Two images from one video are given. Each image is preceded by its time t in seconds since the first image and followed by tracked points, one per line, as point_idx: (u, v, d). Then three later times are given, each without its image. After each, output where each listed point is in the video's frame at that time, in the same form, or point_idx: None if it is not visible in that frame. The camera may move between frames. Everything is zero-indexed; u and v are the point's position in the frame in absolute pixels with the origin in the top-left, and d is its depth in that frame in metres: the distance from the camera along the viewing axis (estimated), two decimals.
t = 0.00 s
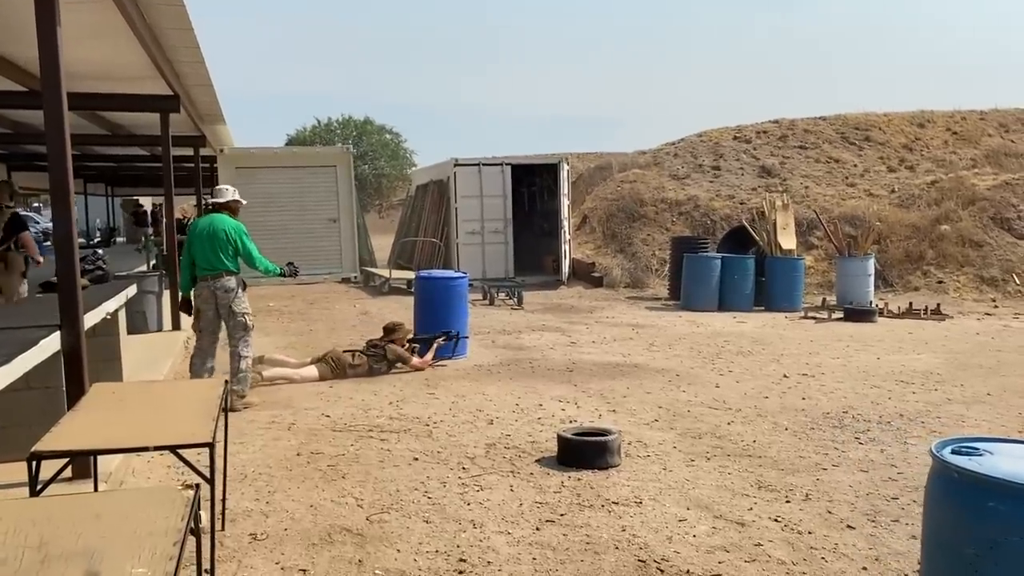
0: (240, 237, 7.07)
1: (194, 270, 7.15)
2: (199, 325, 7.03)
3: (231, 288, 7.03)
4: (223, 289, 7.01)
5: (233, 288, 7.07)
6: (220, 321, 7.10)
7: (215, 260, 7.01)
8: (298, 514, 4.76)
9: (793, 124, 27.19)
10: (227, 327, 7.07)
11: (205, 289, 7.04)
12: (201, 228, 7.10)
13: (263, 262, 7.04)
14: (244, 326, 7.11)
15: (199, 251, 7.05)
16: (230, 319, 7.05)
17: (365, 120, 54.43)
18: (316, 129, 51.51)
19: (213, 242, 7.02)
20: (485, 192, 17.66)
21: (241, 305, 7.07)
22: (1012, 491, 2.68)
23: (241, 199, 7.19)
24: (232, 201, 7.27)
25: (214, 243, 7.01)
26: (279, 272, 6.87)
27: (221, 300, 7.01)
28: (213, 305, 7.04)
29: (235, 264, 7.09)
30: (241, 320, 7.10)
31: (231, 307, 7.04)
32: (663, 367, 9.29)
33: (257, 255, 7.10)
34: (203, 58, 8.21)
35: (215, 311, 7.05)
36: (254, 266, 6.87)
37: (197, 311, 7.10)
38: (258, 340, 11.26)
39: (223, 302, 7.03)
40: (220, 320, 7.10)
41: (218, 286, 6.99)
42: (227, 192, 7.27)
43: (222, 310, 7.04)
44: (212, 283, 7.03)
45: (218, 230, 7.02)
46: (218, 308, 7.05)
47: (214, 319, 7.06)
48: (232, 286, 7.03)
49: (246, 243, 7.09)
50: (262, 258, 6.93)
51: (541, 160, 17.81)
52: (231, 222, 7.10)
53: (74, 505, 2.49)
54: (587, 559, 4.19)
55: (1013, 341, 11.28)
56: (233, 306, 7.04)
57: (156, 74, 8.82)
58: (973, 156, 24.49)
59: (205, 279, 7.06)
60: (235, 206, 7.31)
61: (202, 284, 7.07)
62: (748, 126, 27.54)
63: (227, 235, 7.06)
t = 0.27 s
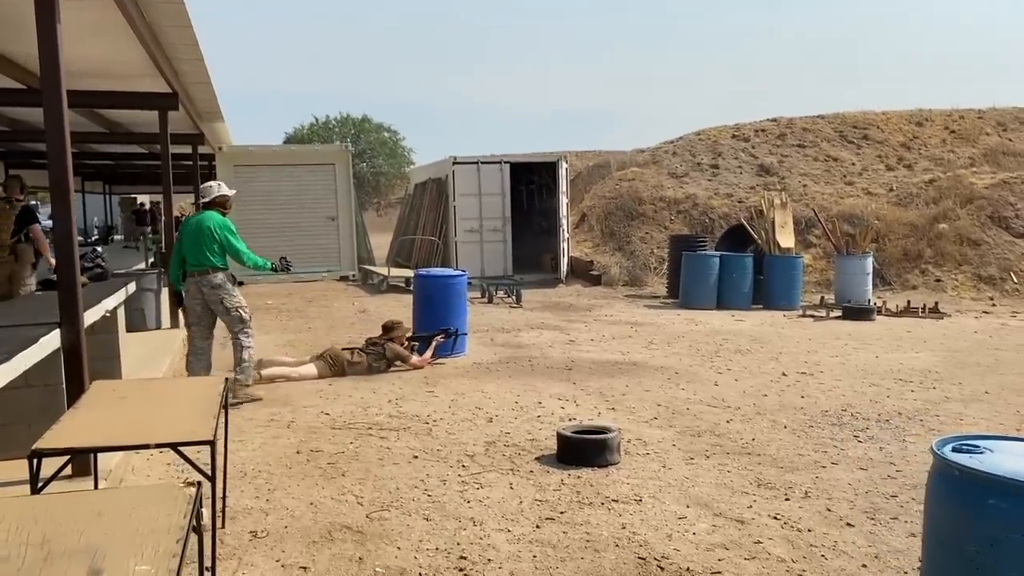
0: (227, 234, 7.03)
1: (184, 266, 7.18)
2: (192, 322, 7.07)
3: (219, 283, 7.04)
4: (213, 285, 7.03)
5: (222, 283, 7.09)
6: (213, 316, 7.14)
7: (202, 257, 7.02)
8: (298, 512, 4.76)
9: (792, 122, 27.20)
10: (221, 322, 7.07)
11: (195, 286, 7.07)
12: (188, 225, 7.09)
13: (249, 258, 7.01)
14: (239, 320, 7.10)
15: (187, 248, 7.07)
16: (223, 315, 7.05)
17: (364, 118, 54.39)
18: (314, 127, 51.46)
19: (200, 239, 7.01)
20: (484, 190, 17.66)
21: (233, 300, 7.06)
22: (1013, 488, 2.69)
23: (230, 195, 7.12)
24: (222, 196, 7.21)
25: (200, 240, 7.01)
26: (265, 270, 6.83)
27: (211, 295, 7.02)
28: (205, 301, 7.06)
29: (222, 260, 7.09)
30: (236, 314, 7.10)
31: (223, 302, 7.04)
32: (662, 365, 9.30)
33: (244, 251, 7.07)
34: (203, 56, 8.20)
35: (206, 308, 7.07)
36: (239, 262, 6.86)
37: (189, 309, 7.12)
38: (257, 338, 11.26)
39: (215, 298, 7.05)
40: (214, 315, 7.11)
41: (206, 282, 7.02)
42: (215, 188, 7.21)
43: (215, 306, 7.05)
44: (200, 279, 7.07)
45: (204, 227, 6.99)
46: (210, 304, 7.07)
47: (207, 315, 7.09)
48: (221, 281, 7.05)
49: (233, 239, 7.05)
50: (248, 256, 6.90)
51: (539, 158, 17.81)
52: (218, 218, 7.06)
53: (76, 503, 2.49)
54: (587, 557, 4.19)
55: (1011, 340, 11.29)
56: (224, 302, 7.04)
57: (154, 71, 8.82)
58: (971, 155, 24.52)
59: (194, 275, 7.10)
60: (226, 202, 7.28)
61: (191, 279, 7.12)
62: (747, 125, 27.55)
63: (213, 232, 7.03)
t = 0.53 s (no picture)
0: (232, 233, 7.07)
1: (189, 265, 7.19)
2: (194, 320, 7.08)
3: (224, 283, 7.06)
4: (218, 285, 7.05)
5: (227, 283, 7.10)
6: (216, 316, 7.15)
7: (208, 257, 7.03)
8: (298, 510, 4.76)
9: (791, 121, 27.20)
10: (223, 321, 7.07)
11: (200, 285, 7.09)
12: (193, 223, 7.09)
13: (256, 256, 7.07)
14: (241, 320, 7.11)
15: (192, 247, 7.07)
16: (226, 314, 7.06)
17: (363, 116, 54.35)
18: (313, 126, 51.40)
19: (205, 239, 7.03)
20: (483, 189, 17.66)
21: (237, 299, 7.08)
22: (1013, 485, 2.70)
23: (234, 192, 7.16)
24: (223, 194, 7.24)
25: (206, 240, 7.02)
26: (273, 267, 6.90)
27: (215, 295, 7.04)
28: (208, 301, 7.08)
29: (229, 258, 7.11)
30: (237, 314, 7.10)
31: (227, 302, 7.06)
32: (662, 363, 9.31)
33: (249, 249, 7.12)
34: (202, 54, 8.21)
35: (209, 307, 7.08)
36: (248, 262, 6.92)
37: (192, 307, 7.14)
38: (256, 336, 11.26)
39: (219, 297, 7.06)
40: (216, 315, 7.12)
41: (211, 281, 7.03)
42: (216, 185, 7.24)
43: (218, 305, 7.06)
44: (206, 278, 7.08)
45: (209, 226, 7.02)
46: (213, 303, 7.08)
47: (210, 315, 7.10)
48: (226, 281, 7.07)
49: (238, 237, 7.09)
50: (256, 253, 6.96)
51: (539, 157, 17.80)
52: (222, 217, 7.10)
53: (77, 499, 2.49)
54: (587, 555, 4.20)
55: (1010, 338, 11.31)
56: (228, 301, 7.05)
57: (154, 69, 8.82)
58: (970, 154, 24.53)
59: (199, 274, 7.11)
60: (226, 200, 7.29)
61: (196, 279, 7.12)
62: (746, 124, 27.55)
63: (218, 231, 7.06)
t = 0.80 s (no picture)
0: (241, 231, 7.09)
1: (198, 263, 7.19)
2: (203, 315, 7.11)
3: (234, 279, 7.05)
4: (228, 280, 7.04)
5: (237, 279, 7.09)
6: (225, 312, 7.16)
7: (217, 254, 7.04)
8: (299, 508, 4.76)
9: (791, 120, 27.20)
10: (230, 317, 7.07)
11: (210, 281, 7.09)
12: (202, 222, 7.12)
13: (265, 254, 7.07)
14: (247, 317, 7.09)
15: (201, 245, 7.09)
16: (233, 310, 7.06)
17: (362, 115, 54.34)
18: (312, 124, 51.38)
19: (213, 237, 7.05)
20: (483, 188, 17.65)
21: (245, 296, 7.07)
22: (1015, 484, 2.70)
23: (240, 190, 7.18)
24: (229, 193, 7.28)
25: (215, 238, 7.04)
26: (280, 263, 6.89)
27: (224, 291, 7.04)
28: (217, 296, 7.08)
29: (238, 255, 7.11)
30: (244, 311, 7.09)
31: (235, 298, 7.05)
32: (662, 362, 9.31)
33: (257, 247, 7.12)
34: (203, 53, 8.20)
35: (219, 303, 7.10)
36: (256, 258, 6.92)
37: (202, 303, 7.15)
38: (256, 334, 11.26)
39: (228, 293, 7.06)
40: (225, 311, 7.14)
41: (221, 277, 7.03)
42: (223, 184, 7.27)
43: (226, 301, 7.06)
44: (216, 275, 7.07)
45: (217, 224, 7.05)
46: (222, 299, 7.09)
47: (218, 311, 7.11)
48: (236, 277, 7.06)
49: (247, 235, 7.10)
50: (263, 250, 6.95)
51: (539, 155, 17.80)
52: (230, 216, 7.12)
53: (79, 497, 2.49)
54: (589, 553, 4.20)
55: (1010, 338, 11.31)
56: (236, 297, 7.05)
57: (155, 67, 8.81)
58: (970, 153, 24.54)
59: (209, 272, 7.11)
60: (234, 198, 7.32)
61: (206, 276, 7.12)
62: (745, 123, 27.55)
63: (226, 229, 7.08)
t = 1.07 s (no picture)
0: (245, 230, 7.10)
1: (201, 263, 7.19)
2: (205, 315, 7.11)
3: (237, 278, 7.05)
4: (232, 279, 7.04)
5: (240, 278, 7.10)
6: (227, 312, 7.16)
7: (221, 253, 7.04)
8: (300, 507, 4.76)
9: (791, 120, 27.20)
10: (232, 316, 7.07)
11: (213, 280, 7.09)
12: (205, 221, 7.13)
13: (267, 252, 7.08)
14: (250, 316, 7.09)
15: (204, 244, 7.09)
16: (236, 309, 7.06)
17: (363, 114, 54.34)
18: (313, 123, 51.38)
19: (217, 236, 7.05)
20: (483, 187, 17.65)
21: (247, 295, 7.07)
22: (1017, 484, 2.70)
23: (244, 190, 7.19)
24: (233, 192, 7.28)
25: (218, 237, 7.04)
26: (283, 261, 6.89)
27: (227, 290, 7.04)
28: (220, 295, 7.08)
29: (241, 254, 7.11)
30: (246, 310, 7.09)
31: (238, 297, 7.06)
32: (663, 361, 9.31)
33: (260, 246, 7.13)
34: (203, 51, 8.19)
35: (222, 302, 7.10)
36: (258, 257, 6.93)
37: (205, 302, 7.15)
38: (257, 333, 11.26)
39: (231, 292, 7.06)
40: (228, 310, 7.14)
41: (225, 276, 7.03)
42: (226, 184, 7.29)
43: (229, 301, 7.07)
44: (219, 274, 7.08)
45: (221, 223, 7.06)
46: (225, 298, 7.09)
47: (221, 310, 7.11)
48: (239, 276, 7.07)
49: (250, 234, 7.11)
50: (266, 249, 6.95)
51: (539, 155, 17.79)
52: (233, 215, 7.13)
53: (82, 497, 2.48)
54: (590, 553, 4.20)
55: (1011, 338, 11.31)
56: (239, 296, 7.05)
57: (156, 66, 8.81)
58: (971, 153, 24.53)
59: (211, 271, 7.12)
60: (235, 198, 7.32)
61: (209, 275, 7.12)
62: (746, 122, 27.55)
63: (230, 228, 7.09)
